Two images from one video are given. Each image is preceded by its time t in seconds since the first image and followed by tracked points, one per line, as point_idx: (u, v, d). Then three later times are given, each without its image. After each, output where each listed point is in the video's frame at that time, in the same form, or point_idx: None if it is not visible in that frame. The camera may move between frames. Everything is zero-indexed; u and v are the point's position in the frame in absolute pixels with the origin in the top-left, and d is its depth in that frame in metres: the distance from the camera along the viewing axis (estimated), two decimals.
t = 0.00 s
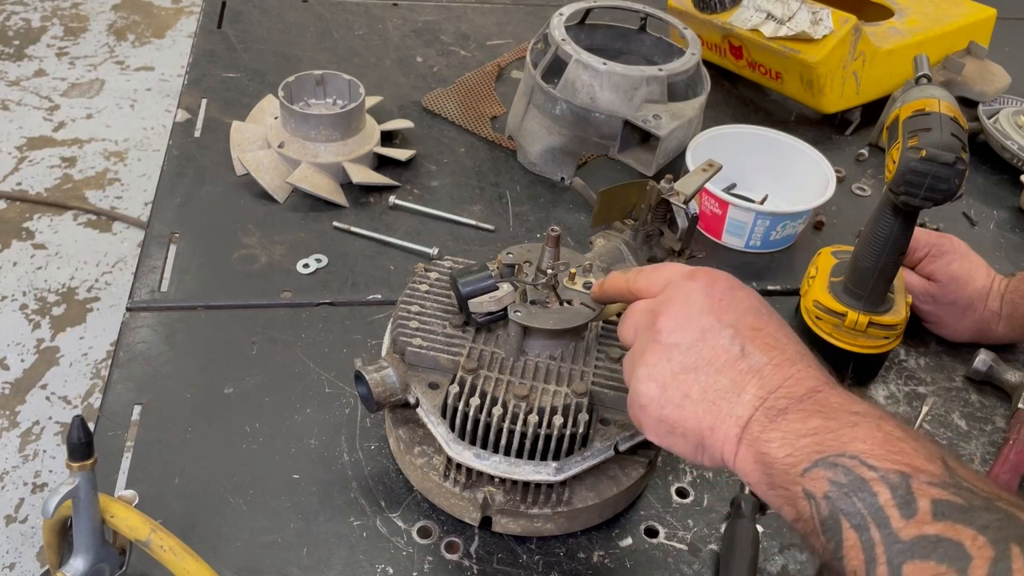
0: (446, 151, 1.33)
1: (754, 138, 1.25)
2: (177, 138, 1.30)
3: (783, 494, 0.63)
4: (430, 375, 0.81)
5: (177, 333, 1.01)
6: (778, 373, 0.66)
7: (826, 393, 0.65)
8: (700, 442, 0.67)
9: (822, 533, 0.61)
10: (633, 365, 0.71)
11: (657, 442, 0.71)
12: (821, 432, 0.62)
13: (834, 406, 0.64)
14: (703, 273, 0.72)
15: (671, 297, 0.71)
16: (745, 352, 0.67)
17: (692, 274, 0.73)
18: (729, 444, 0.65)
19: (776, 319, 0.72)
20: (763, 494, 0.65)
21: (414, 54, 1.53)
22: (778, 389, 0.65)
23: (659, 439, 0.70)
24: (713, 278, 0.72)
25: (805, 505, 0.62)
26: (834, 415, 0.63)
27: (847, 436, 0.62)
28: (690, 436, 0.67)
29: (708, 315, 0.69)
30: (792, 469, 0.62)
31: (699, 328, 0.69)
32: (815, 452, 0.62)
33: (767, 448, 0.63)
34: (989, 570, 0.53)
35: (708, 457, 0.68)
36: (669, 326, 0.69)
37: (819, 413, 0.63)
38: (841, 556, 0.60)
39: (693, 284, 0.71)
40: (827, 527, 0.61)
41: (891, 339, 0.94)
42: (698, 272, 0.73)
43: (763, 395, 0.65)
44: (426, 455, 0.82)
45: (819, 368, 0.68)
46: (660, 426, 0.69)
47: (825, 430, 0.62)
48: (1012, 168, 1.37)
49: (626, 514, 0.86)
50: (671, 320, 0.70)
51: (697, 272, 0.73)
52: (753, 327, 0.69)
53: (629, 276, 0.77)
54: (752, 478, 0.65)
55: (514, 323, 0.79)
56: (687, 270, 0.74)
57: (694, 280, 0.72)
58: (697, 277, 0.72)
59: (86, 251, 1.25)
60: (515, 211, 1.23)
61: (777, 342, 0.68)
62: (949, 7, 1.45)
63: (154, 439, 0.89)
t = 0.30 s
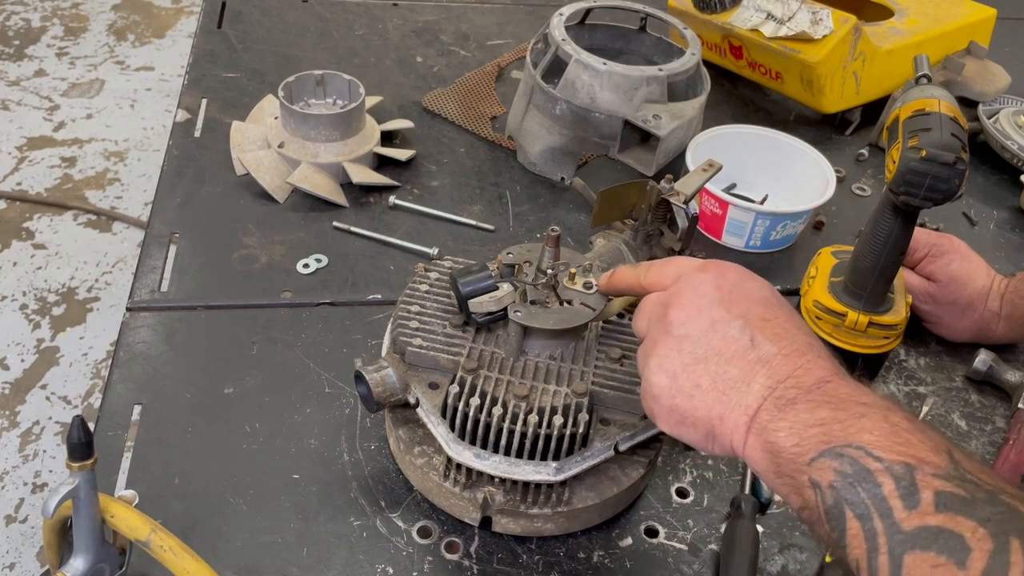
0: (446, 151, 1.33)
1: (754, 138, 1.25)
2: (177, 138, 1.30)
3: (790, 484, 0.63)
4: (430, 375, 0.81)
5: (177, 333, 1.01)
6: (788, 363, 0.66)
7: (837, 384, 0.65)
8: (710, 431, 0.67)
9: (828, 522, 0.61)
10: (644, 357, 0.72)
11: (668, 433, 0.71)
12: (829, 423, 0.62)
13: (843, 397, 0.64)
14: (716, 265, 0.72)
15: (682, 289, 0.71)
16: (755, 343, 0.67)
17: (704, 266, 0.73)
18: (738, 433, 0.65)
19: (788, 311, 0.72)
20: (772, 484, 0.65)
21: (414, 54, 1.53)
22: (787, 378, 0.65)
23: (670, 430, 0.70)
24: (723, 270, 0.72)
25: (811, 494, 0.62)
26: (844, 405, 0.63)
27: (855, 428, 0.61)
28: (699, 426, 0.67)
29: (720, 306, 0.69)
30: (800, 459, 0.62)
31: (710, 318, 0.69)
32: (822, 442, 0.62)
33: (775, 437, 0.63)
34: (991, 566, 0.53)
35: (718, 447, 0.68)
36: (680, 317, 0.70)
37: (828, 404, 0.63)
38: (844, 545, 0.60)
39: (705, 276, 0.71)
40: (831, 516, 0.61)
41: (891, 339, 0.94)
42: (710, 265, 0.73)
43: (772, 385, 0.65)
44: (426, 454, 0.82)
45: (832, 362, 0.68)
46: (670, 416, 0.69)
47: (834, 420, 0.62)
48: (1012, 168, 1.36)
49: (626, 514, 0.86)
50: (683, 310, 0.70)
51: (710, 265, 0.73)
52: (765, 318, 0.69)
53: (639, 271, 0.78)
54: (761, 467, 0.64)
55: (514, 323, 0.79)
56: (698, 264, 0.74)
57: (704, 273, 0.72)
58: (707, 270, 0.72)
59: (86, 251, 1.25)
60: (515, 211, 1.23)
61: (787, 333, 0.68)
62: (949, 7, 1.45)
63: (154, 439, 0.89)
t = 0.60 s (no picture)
0: (446, 151, 1.33)
1: (754, 138, 1.25)
2: (177, 138, 1.30)
3: (795, 481, 0.62)
4: (430, 375, 0.81)
5: (177, 333, 1.01)
6: (790, 362, 0.66)
7: (841, 382, 0.65)
8: (713, 431, 0.67)
9: (833, 520, 0.61)
10: (646, 358, 0.72)
11: (671, 435, 0.71)
12: (834, 419, 0.62)
13: (848, 394, 0.64)
14: (713, 267, 0.73)
15: (681, 291, 0.72)
16: (756, 341, 0.67)
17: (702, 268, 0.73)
18: (742, 431, 0.65)
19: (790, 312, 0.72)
20: (777, 483, 0.65)
21: (414, 54, 1.53)
22: (790, 375, 0.65)
23: (673, 431, 0.70)
24: (722, 271, 0.73)
25: (816, 491, 0.61)
26: (848, 402, 0.63)
27: (860, 425, 0.61)
28: (703, 425, 0.67)
29: (719, 306, 0.70)
30: (804, 456, 0.62)
31: (710, 318, 0.69)
32: (827, 439, 0.61)
33: (780, 433, 0.63)
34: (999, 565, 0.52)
35: (722, 447, 0.67)
36: (680, 317, 0.70)
37: (832, 400, 0.63)
38: (850, 543, 0.60)
39: (703, 277, 0.72)
40: (836, 515, 0.61)
41: (890, 339, 0.95)
42: (709, 267, 0.74)
43: (775, 382, 0.65)
44: (425, 454, 0.82)
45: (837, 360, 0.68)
46: (673, 416, 0.69)
47: (839, 417, 0.62)
48: (1012, 168, 1.36)
49: (626, 514, 0.86)
50: (682, 311, 0.70)
51: (708, 267, 0.74)
52: (766, 317, 0.69)
53: (636, 275, 0.77)
54: (765, 466, 0.64)
55: (514, 323, 0.79)
56: (697, 266, 0.74)
57: (704, 273, 0.73)
58: (706, 271, 0.73)
59: (86, 251, 1.25)
60: (515, 211, 1.23)
61: (789, 332, 0.68)
62: (949, 7, 1.45)
63: (154, 439, 0.89)
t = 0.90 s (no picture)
0: (446, 151, 1.33)
1: (754, 138, 1.25)
2: (177, 139, 1.30)
3: (802, 489, 0.62)
4: (430, 375, 0.81)
5: (177, 333, 1.01)
6: (797, 370, 0.66)
7: (849, 390, 0.64)
8: (721, 439, 0.67)
9: (839, 528, 0.60)
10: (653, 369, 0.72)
11: (680, 445, 0.71)
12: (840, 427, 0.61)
13: (855, 402, 0.63)
14: (719, 277, 0.74)
15: (687, 300, 0.72)
16: (761, 350, 0.67)
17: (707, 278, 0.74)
18: (749, 440, 0.65)
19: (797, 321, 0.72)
20: (785, 491, 0.64)
21: (414, 54, 1.53)
22: (796, 383, 0.65)
23: (682, 441, 0.70)
24: (726, 280, 0.73)
25: (822, 499, 0.61)
26: (856, 410, 0.62)
27: (867, 432, 0.61)
28: (711, 434, 0.67)
29: (725, 315, 0.70)
30: (810, 464, 0.61)
31: (715, 327, 0.69)
32: (834, 447, 0.61)
33: (786, 441, 0.63)
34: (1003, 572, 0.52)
35: (730, 456, 0.67)
36: (686, 327, 0.70)
37: (840, 408, 0.63)
38: (856, 552, 0.59)
39: (708, 287, 0.73)
40: (842, 523, 0.60)
41: (890, 339, 0.95)
42: (714, 277, 0.74)
43: (781, 389, 0.65)
44: (425, 454, 0.82)
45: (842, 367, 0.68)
46: (681, 426, 0.69)
47: (845, 424, 0.61)
48: (1012, 168, 1.36)
49: (626, 514, 0.86)
50: (687, 320, 0.71)
51: (714, 277, 0.74)
52: (771, 326, 0.70)
53: (641, 280, 0.78)
54: (773, 474, 0.64)
55: (513, 323, 0.79)
56: (702, 275, 0.75)
57: (708, 283, 0.73)
58: (711, 281, 0.73)
59: (85, 251, 1.25)
60: (515, 212, 1.23)
61: (795, 340, 0.68)
62: (950, 7, 1.45)
63: (154, 439, 0.89)
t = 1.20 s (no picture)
0: (446, 151, 1.33)
1: (754, 138, 1.25)
2: (177, 138, 1.30)
3: (796, 484, 0.62)
4: (430, 375, 0.81)
5: (177, 333, 1.01)
6: (790, 365, 0.66)
7: (843, 384, 0.64)
8: (715, 435, 0.67)
9: (833, 522, 0.60)
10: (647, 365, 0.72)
11: (673, 441, 0.71)
12: (834, 420, 0.62)
13: (849, 395, 0.63)
14: (712, 273, 0.74)
15: (680, 296, 0.73)
16: (755, 345, 0.68)
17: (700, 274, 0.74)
18: (742, 435, 0.65)
19: (791, 316, 0.72)
20: (778, 487, 0.64)
21: (414, 54, 1.53)
22: (789, 377, 0.65)
23: (676, 438, 0.70)
24: (720, 276, 0.73)
25: (816, 493, 0.61)
26: (849, 404, 0.63)
27: (861, 425, 0.61)
28: (704, 430, 0.68)
29: (718, 310, 0.70)
30: (804, 458, 0.61)
31: (708, 323, 0.70)
32: (827, 441, 0.61)
33: (779, 436, 0.63)
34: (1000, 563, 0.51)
35: (724, 452, 0.67)
36: (680, 323, 0.71)
37: (834, 402, 0.63)
38: (850, 545, 0.59)
39: (702, 283, 0.73)
40: (836, 516, 0.60)
41: (890, 339, 0.95)
42: (708, 273, 0.74)
43: (774, 384, 0.65)
44: (425, 454, 0.82)
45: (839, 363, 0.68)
46: (674, 422, 0.69)
47: (839, 418, 0.62)
48: (1012, 168, 1.37)
49: (626, 514, 0.86)
50: (681, 316, 0.71)
51: (707, 273, 0.74)
52: (765, 321, 0.70)
53: (636, 276, 0.78)
54: (766, 470, 0.64)
55: (513, 323, 0.79)
56: (696, 271, 0.75)
57: (703, 279, 0.73)
58: (705, 277, 0.73)
59: (86, 251, 1.25)
60: (515, 211, 1.23)
61: (788, 335, 0.69)
62: (949, 7, 1.45)
63: (154, 439, 0.89)
